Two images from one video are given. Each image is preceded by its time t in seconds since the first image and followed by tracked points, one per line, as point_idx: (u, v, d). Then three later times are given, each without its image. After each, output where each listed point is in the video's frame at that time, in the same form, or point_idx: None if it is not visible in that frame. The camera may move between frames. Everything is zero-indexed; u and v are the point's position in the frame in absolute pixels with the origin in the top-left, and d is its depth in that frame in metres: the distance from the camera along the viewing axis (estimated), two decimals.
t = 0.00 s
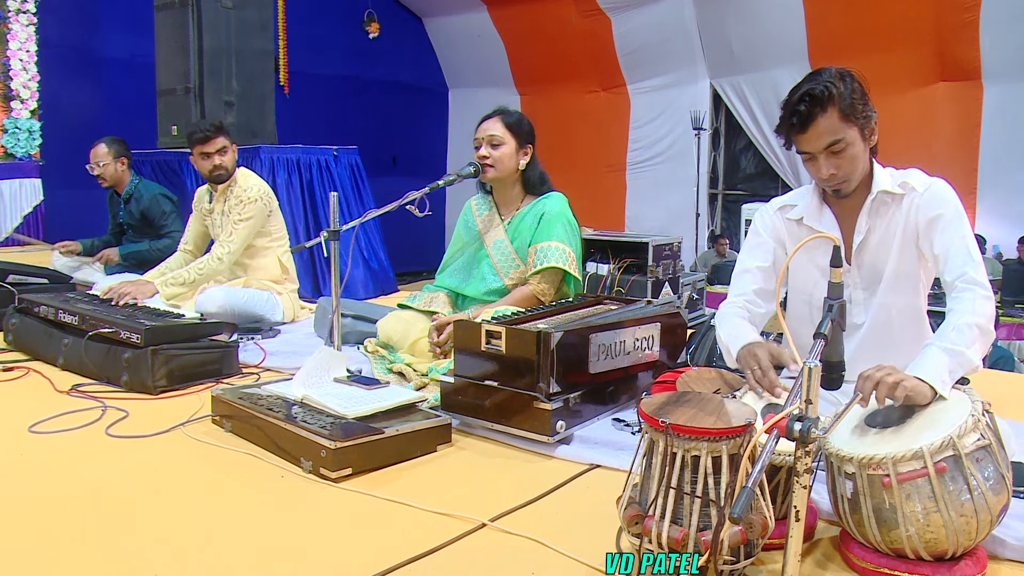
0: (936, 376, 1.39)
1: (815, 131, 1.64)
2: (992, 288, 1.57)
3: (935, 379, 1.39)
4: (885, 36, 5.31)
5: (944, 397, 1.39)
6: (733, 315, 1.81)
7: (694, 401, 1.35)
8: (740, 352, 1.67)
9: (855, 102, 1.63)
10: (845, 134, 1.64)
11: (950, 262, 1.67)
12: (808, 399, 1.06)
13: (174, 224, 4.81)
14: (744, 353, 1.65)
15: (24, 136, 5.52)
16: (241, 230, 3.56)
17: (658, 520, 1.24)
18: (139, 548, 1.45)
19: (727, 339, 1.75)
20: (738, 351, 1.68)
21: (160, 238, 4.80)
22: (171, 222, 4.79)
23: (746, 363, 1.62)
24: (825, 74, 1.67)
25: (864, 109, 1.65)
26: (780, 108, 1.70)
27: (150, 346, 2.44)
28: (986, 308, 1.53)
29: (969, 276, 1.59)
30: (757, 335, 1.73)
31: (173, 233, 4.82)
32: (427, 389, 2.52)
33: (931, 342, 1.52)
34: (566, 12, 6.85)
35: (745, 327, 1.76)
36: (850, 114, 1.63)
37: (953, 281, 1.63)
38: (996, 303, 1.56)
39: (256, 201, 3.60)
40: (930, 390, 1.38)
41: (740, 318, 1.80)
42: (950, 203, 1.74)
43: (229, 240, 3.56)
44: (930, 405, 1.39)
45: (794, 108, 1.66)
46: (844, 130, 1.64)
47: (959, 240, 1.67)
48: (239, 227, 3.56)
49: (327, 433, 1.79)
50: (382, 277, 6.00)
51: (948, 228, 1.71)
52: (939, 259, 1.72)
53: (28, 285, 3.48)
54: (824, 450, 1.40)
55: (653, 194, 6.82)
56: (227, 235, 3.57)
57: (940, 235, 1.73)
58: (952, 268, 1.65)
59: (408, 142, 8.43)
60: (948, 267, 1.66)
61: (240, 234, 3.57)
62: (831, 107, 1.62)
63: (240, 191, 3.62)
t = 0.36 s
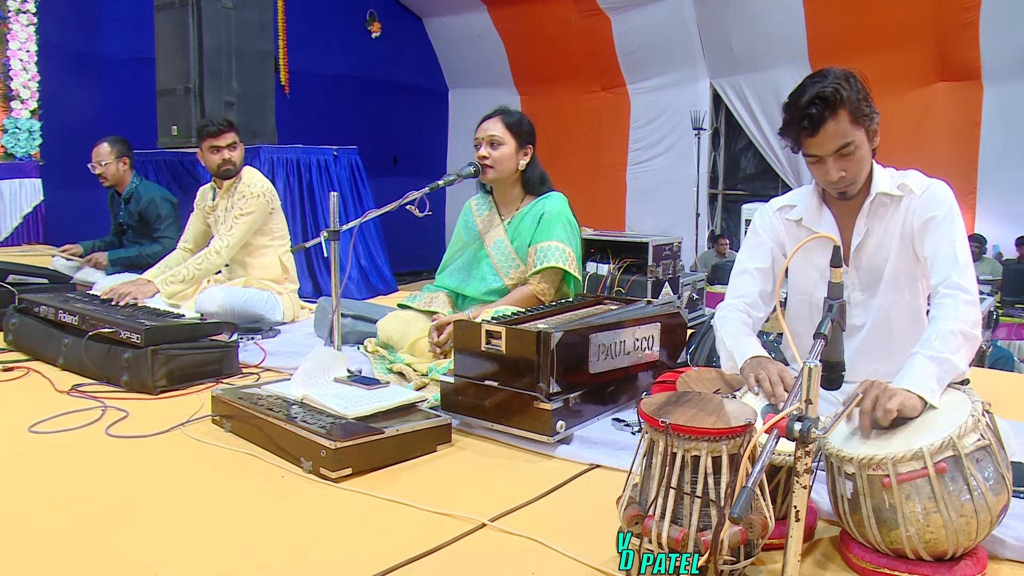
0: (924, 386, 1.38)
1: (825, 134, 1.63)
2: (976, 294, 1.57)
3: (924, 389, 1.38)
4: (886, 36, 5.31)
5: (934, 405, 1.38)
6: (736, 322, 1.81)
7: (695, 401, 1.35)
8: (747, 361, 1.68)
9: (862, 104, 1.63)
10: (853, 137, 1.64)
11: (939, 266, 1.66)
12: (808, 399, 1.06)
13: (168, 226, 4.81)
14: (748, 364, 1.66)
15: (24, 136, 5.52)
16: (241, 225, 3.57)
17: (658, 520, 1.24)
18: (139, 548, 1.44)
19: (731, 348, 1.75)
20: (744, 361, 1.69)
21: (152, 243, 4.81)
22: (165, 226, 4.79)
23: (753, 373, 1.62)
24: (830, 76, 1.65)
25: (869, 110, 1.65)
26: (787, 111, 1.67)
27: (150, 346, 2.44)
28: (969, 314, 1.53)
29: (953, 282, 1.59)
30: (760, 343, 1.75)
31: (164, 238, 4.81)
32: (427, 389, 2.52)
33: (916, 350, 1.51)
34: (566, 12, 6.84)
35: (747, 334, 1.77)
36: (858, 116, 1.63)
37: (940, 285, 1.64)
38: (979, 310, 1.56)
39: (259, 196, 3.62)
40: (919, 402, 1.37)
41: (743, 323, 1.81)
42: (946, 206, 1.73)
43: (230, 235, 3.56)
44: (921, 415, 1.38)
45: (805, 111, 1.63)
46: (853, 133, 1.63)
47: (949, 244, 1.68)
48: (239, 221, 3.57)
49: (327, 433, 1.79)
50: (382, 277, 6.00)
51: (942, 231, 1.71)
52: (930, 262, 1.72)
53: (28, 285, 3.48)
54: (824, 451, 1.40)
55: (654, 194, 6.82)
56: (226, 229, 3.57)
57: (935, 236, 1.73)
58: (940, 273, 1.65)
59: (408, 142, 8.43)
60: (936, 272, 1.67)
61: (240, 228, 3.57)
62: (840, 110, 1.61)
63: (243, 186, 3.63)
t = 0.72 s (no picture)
0: (930, 378, 1.40)
1: (819, 129, 1.63)
2: (986, 300, 1.57)
3: (930, 381, 1.40)
4: (886, 36, 5.31)
5: (938, 398, 1.40)
6: (736, 320, 1.81)
7: (694, 401, 1.35)
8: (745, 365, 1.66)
9: (861, 102, 1.62)
10: (848, 134, 1.64)
11: (947, 270, 1.67)
12: (808, 399, 1.06)
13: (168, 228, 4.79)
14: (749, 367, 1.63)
15: (24, 136, 5.51)
16: (248, 223, 3.58)
17: (657, 520, 1.24)
18: (138, 549, 1.44)
19: (730, 347, 1.75)
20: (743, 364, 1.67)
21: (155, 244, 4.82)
22: (166, 227, 4.78)
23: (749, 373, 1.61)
24: (831, 73, 1.65)
25: (867, 108, 1.65)
26: (785, 105, 1.69)
27: (150, 346, 2.44)
28: (978, 318, 1.53)
29: (964, 286, 1.59)
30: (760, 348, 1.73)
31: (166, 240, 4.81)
32: (427, 389, 2.52)
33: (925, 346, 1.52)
34: (566, 12, 6.84)
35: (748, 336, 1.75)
36: (854, 114, 1.62)
37: (949, 289, 1.63)
38: (988, 316, 1.56)
39: (263, 193, 3.63)
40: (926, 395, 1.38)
41: (743, 323, 1.81)
42: (951, 209, 1.74)
43: (240, 234, 3.57)
44: (926, 407, 1.39)
45: (800, 105, 1.64)
46: (848, 130, 1.63)
47: (957, 249, 1.67)
48: (246, 220, 3.58)
49: (326, 433, 1.79)
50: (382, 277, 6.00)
51: (947, 235, 1.71)
52: (936, 266, 1.72)
53: (28, 285, 3.48)
54: (824, 450, 1.40)
55: (654, 194, 6.81)
56: (233, 228, 3.58)
57: (939, 240, 1.73)
58: (949, 276, 1.65)
59: (408, 142, 8.43)
60: (944, 276, 1.67)
61: (248, 226, 3.58)
62: (836, 106, 1.61)
63: (246, 184, 3.64)
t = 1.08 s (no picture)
0: (931, 378, 1.40)
1: (848, 131, 1.61)
2: (986, 304, 1.57)
3: (930, 381, 1.40)
4: (886, 36, 5.31)
5: (938, 398, 1.40)
6: (731, 313, 1.82)
7: (694, 401, 1.35)
8: (742, 354, 1.68)
9: (890, 109, 1.61)
10: (872, 140, 1.63)
11: (948, 272, 1.67)
12: (808, 399, 1.06)
13: (170, 229, 4.78)
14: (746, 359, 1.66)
15: (24, 136, 5.51)
16: (254, 213, 3.53)
17: (658, 520, 1.24)
18: (138, 549, 1.44)
19: (725, 338, 1.76)
20: (739, 353, 1.69)
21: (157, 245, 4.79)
22: (168, 227, 4.77)
23: (749, 369, 1.63)
24: (865, 73, 1.62)
25: (893, 115, 1.64)
26: (815, 98, 1.64)
27: (150, 346, 2.44)
28: (977, 322, 1.53)
29: (964, 290, 1.59)
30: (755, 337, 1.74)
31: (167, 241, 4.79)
32: (427, 389, 2.52)
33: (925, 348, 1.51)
34: (566, 12, 6.84)
35: (744, 328, 1.76)
36: (884, 121, 1.62)
37: (949, 292, 1.63)
38: (987, 320, 1.55)
39: (264, 187, 3.61)
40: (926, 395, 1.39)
41: (738, 317, 1.81)
42: (956, 213, 1.74)
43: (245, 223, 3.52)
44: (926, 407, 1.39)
45: (835, 102, 1.59)
46: (874, 136, 1.63)
47: (960, 252, 1.67)
48: (252, 210, 3.53)
49: (326, 433, 1.79)
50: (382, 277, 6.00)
51: (951, 239, 1.71)
52: (938, 269, 1.72)
53: (28, 285, 3.48)
54: (824, 450, 1.40)
55: (654, 194, 6.81)
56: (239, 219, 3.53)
57: (943, 243, 1.73)
58: (950, 279, 1.65)
59: (408, 142, 8.43)
60: (945, 279, 1.67)
61: (254, 216, 3.53)
62: (870, 110, 1.59)
63: (246, 182, 3.63)
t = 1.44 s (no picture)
0: (930, 378, 1.40)
1: (862, 127, 1.60)
2: (985, 304, 1.57)
3: (930, 381, 1.40)
4: (886, 36, 5.31)
5: (939, 398, 1.40)
6: (741, 323, 1.81)
7: (695, 401, 1.35)
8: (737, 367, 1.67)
9: (905, 109, 1.61)
10: (886, 139, 1.63)
11: (948, 272, 1.67)
12: (808, 399, 1.06)
13: (168, 229, 4.75)
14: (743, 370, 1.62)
15: (24, 136, 5.51)
16: (211, 226, 3.55)
17: (658, 520, 1.24)
18: (138, 548, 1.45)
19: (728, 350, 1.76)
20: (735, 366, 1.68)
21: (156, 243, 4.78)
22: (168, 227, 4.75)
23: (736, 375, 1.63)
24: (883, 71, 1.62)
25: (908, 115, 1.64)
26: (832, 93, 1.63)
27: (150, 346, 2.44)
28: (975, 322, 1.53)
29: (963, 290, 1.59)
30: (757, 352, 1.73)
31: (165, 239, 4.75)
32: (427, 389, 2.52)
33: (924, 347, 1.51)
34: (566, 12, 6.84)
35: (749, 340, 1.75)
36: (899, 120, 1.61)
37: (948, 291, 1.64)
38: (985, 320, 1.55)
39: (233, 201, 3.60)
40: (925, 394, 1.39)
41: (747, 326, 1.81)
42: (960, 214, 1.73)
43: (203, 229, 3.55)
44: (926, 406, 1.39)
45: (852, 98, 1.59)
46: (888, 135, 1.62)
47: (961, 253, 1.67)
48: (210, 223, 3.56)
49: (327, 433, 1.79)
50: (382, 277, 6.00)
51: (953, 239, 1.71)
52: (938, 269, 1.72)
53: (28, 285, 3.48)
54: (824, 450, 1.40)
55: (653, 193, 6.82)
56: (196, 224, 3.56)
57: (945, 243, 1.73)
58: (950, 279, 1.65)
59: (408, 142, 8.43)
60: (945, 279, 1.67)
61: (210, 229, 3.56)
62: (886, 108, 1.59)
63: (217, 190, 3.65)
